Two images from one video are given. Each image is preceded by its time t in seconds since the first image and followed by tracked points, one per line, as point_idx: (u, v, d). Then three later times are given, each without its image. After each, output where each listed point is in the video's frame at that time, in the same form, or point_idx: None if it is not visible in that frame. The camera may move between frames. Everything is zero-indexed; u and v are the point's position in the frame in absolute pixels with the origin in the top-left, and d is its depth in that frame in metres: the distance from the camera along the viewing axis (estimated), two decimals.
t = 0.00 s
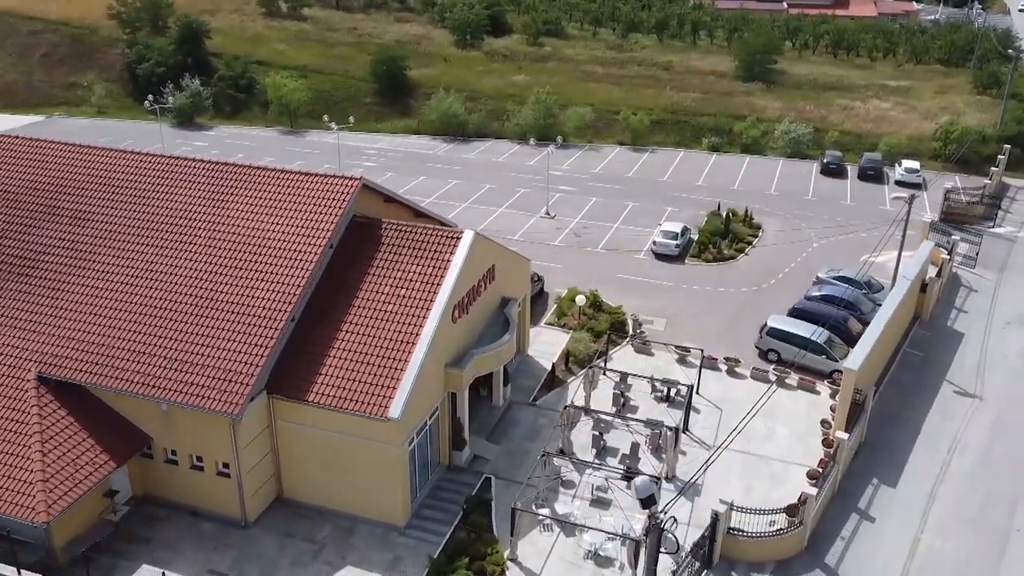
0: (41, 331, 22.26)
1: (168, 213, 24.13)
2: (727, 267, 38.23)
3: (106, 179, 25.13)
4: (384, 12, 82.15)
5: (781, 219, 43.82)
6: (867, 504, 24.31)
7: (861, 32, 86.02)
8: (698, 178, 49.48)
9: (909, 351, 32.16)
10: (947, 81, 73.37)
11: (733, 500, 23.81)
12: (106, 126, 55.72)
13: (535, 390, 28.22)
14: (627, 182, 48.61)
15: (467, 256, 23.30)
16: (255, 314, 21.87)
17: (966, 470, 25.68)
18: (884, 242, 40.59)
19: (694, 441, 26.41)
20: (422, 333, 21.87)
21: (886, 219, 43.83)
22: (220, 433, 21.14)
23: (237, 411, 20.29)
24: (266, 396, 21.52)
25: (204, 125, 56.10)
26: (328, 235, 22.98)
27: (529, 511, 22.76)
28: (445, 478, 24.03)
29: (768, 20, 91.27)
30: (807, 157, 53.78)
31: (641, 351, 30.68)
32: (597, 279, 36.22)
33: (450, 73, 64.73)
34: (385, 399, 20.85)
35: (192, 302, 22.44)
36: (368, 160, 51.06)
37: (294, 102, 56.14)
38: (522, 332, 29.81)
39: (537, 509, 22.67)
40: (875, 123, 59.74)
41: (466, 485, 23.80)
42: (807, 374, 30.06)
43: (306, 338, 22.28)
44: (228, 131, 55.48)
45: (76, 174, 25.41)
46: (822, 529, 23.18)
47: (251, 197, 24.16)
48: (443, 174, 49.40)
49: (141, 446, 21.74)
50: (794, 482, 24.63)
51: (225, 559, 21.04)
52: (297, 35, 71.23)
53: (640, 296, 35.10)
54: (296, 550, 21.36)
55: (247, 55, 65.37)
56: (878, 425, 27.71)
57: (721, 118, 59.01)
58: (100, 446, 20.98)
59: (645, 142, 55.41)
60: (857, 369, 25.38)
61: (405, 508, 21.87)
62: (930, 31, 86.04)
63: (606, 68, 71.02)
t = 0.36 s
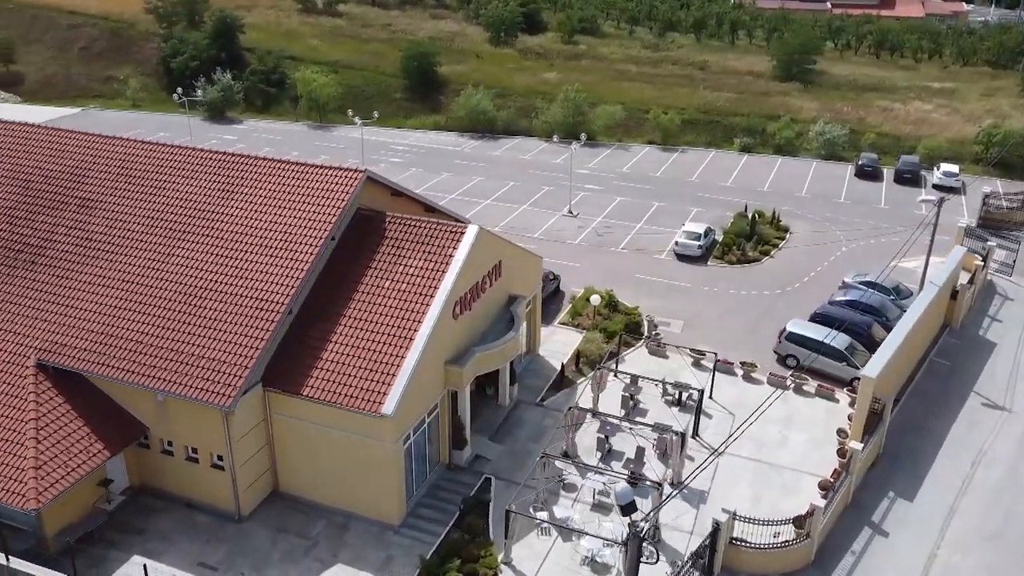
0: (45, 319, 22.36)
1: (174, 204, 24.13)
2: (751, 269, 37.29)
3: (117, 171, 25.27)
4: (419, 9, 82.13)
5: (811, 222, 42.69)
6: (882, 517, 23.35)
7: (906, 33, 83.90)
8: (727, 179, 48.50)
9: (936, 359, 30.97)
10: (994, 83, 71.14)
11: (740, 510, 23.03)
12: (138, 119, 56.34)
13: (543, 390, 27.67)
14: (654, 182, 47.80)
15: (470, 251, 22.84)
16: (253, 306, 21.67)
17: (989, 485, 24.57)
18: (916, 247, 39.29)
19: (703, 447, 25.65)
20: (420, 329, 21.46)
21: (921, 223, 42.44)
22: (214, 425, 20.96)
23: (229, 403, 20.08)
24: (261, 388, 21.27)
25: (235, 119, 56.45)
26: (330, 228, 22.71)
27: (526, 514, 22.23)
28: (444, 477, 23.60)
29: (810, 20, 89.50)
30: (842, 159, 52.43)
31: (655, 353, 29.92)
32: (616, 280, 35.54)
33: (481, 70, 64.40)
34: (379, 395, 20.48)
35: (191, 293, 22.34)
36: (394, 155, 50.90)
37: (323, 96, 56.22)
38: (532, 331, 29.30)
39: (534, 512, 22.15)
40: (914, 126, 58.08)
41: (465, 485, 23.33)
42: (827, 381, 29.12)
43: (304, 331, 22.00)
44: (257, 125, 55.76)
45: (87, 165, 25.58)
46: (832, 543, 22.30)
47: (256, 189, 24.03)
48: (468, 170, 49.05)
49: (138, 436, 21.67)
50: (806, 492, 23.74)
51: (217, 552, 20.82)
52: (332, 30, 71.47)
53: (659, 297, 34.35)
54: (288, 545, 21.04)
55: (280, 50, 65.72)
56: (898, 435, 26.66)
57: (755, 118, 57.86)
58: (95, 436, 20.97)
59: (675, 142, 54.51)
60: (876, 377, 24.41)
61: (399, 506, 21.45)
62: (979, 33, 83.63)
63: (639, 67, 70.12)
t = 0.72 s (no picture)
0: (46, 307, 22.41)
1: (178, 194, 24.05)
2: (775, 273, 36.33)
3: (126, 160, 25.28)
4: (455, 6, 81.94)
5: (841, 225, 41.49)
6: (896, 532, 22.37)
7: (954, 34, 81.56)
8: (757, 182, 47.46)
9: (964, 370, 29.76)
10: None
11: (746, 520, 22.24)
12: (171, 112, 56.92)
13: (551, 391, 27.12)
14: (681, 182, 46.92)
15: (473, 246, 22.40)
16: (250, 297, 21.46)
17: (1012, 503, 23.46)
18: (950, 254, 37.94)
19: (712, 453, 24.87)
20: (418, 325, 21.07)
21: (956, 229, 41.00)
22: (208, 417, 20.79)
23: (221, 396, 19.86)
24: (256, 380, 21.04)
25: (265, 113, 56.74)
26: (331, 219, 22.43)
27: (523, 516, 21.66)
28: (443, 476, 23.18)
29: (853, 20, 87.50)
30: (878, 162, 50.98)
31: (670, 356, 29.17)
32: (634, 280, 34.82)
33: (512, 67, 63.98)
34: (373, 391, 20.13)
35: (190, 283, 22.20)
36: (420, 151, 50.69)
37: (352, 91, 56.25)
38: (542, 331, 28.75)
39: (532, 515, 21.61)
40: (956, 128, 56.30)
41: (463, 485, 22.87)
42: (846, 389, 28.11)
43: (302, 323, 21.73)
44: (287, 120, 55.98)
45: (97, 154, 25.66)
46: (841, 557, 21.42)
47: (260, 180, 23.84)
48: (493, 167, 48.65)
49: (134, 426, 21.60)
50: (816, 504, 22.87)
51: (207, 546, 20.65)
52: (366, 27, 71.59)
53: (677, 299, 33.57)
54: (280, 541, 20.80)
55: (314, 46, 65.95)
56: (918, 447, 25.62)
57: (789, 119, 56.62)
58: (90, 424, 20.91)
59: (707, 143, 53.56)
60: (894, 386, 23.43)
61: (393, 505, 21.05)
62: None
63: (675, 66, 69.11)
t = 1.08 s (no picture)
0: (47, 296, 22.42)
1: (183, 185, 23.91)
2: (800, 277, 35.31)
3: (135, 151, 25.26)
4: (490, 4, 81.64)
5: (872, 229, 40.25)
6: (908, 549, 21.45)
7: (1003, 35, 79.05)
8: (788, 183, 46.34)
9: (993, 381, 28.50)
10: None
11: (751, 530, 21.45)
12: (203, 106, 57.37)
13: (558, 392, 26.53)
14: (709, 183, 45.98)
15: (475, 241, 21.91)
16: (246, 289, 21.20)
17: None
18: (985, 261, 36.55)
19: (721, 460, 24.09)
20: (414, 320, 20.64)
21: (994, 235, 39.54)
22: (201, 408, 20.59)
23: (212, 387, 19.63)
24: (250, 372, 20.81)
25: (295, 108, 56.93)
26: (332, 211, 22.11)
27: (518, 519, 21.08)
28: (441, 476, 22.75)
29: (899, 20, 85.29)
30: (915, 165, 49.44)
31: (684, 359, 28.39)
32: (653, 281, 34.06)
33: (544, 65, 63.46)
34: (366, 386, 19.74)
35: (189, 274, 22.00)
36: (446, 148, 50.41)
37: (381, 87, 56.19)
38: (553, 330, 28.18)
39: (529, 519, 21.09)
40: (1000, 132, 54.44)
41: (460, 485, 22.41)
42: (866, 398, 27.10)
43: (298, 316, 21.43)
44: (316, 115, 56.10)
45: (108, 145, 25.69)
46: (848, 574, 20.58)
47: (265, 172, 23.62)
48: (518, 165, 48.16)
49: (131, 416, 21.51)
50: (826, 517, 22.00)
51: (198, 538, 20.46)
52: (400, 23, 71.57)
53: (696, 301, 32.74)
54: (270, 536, 20.52)
55: (347, 42, 66.10)
56: (938, 461, 24.57)
57: (825, 121, 55.29)
58: (85, 412, 20.84)
59: (738, 143, 52.52)
60: (912, 396, 22.45)
61: (385, 503, 20.65)
62: None
63: (710, 65, 67.99)
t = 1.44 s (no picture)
0: (50, 284, 22.44)
1: (187, 175, 23.77)
2: (825, 281, 34.24)
3: (144, 141, 25.22)
4: (526, 2, 81.14)
5: (904, 233, 38.94)
6: (920, 566, 20.45)
7: None
8: (819, 186, 45.13)
9: None
10: None
11: (754, 541, 20.63)
12: (234, 99, 57.70)
13: (564, 393, 25.93)
14: (737, 185, 44.96)
15: (476, 237, 21.46)
16: (243, 281, 20.98)
17: None
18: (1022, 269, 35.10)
19: (728, 467, 23.28)
20: (410, 315, 20.24)
21: None
22: (194, 399, 20.38)
23: (204, 378, 19.41)
24: (245, 364, 20.59)
25: (325, 103, 57.00)
26: (332, 204, 21.83)
27: (512, 522, 20.54)
28: (438, 475, 22.30)
29: (946, 21, 82.90)
30: (954, 169, 47.84)
31: (697, 362, 27.58)
32: (672, 281, 33.26)
33: (576, 63, 62.79)
34: (358, 382, 19.39)
35: (188, 264, 21.85)
36: (472, 145, 50.05)
37: (410, 83, 55.99)
38: (563, 329, 27.59)
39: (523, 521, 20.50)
40: None
41: (457, 485, 21.93)
42: (886, 407, 26.06)
43: (295, 308, 21.17)
44: (344, 110, 56.08)
45: (118, 135, 25.69)
46: None
47: (269, 163, 23.40)
48: (544, 162, 47.57)
49: (127, 405, 21.41)
50: (835, 529, 21.11)
51: (189, 531, 20.25)
52: (434, 20, 71.41)
53: (715, 304, 31.87)
54: (260, 532, 20.22)
55: (380, 38, 66.09)
56: (959, 475, 23.49)
57: (862, 122, 53.85)
58: (81, 401, 20.75)
59: (770, 144, 51.37)
60: (929, 407, 21.45)
61: (376, 501, 20.23)
62: None
63: (746, 65, 66.72)
